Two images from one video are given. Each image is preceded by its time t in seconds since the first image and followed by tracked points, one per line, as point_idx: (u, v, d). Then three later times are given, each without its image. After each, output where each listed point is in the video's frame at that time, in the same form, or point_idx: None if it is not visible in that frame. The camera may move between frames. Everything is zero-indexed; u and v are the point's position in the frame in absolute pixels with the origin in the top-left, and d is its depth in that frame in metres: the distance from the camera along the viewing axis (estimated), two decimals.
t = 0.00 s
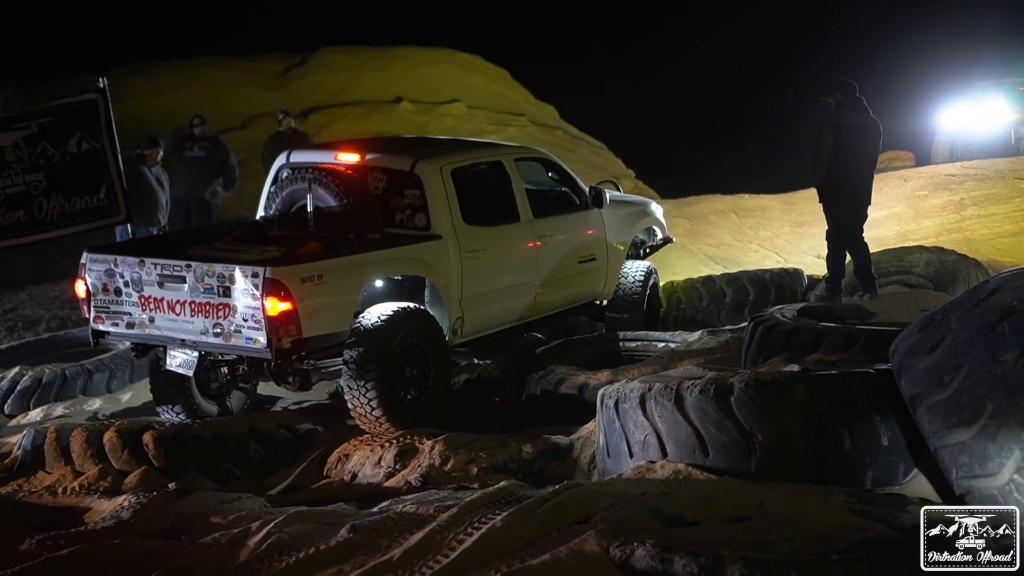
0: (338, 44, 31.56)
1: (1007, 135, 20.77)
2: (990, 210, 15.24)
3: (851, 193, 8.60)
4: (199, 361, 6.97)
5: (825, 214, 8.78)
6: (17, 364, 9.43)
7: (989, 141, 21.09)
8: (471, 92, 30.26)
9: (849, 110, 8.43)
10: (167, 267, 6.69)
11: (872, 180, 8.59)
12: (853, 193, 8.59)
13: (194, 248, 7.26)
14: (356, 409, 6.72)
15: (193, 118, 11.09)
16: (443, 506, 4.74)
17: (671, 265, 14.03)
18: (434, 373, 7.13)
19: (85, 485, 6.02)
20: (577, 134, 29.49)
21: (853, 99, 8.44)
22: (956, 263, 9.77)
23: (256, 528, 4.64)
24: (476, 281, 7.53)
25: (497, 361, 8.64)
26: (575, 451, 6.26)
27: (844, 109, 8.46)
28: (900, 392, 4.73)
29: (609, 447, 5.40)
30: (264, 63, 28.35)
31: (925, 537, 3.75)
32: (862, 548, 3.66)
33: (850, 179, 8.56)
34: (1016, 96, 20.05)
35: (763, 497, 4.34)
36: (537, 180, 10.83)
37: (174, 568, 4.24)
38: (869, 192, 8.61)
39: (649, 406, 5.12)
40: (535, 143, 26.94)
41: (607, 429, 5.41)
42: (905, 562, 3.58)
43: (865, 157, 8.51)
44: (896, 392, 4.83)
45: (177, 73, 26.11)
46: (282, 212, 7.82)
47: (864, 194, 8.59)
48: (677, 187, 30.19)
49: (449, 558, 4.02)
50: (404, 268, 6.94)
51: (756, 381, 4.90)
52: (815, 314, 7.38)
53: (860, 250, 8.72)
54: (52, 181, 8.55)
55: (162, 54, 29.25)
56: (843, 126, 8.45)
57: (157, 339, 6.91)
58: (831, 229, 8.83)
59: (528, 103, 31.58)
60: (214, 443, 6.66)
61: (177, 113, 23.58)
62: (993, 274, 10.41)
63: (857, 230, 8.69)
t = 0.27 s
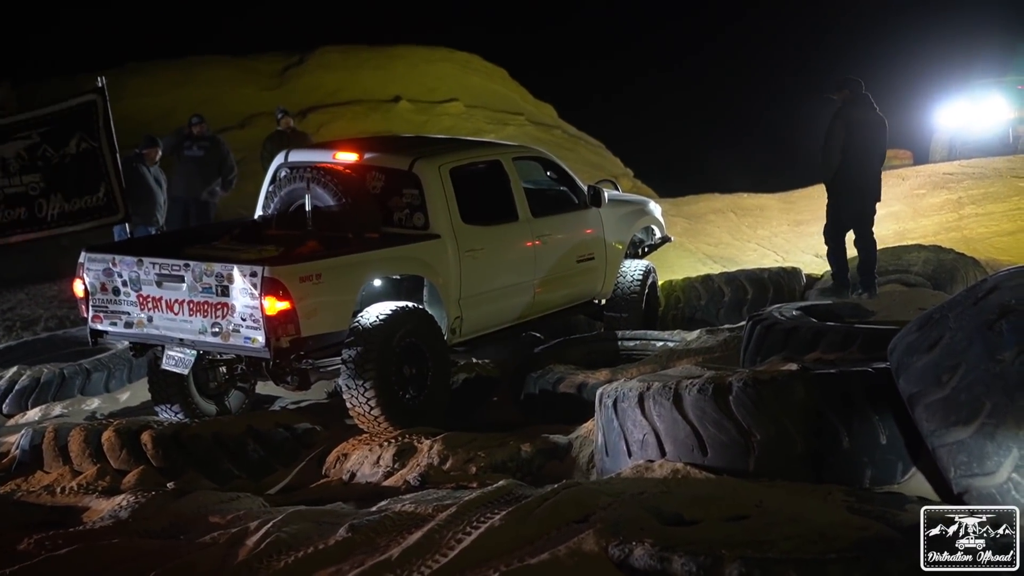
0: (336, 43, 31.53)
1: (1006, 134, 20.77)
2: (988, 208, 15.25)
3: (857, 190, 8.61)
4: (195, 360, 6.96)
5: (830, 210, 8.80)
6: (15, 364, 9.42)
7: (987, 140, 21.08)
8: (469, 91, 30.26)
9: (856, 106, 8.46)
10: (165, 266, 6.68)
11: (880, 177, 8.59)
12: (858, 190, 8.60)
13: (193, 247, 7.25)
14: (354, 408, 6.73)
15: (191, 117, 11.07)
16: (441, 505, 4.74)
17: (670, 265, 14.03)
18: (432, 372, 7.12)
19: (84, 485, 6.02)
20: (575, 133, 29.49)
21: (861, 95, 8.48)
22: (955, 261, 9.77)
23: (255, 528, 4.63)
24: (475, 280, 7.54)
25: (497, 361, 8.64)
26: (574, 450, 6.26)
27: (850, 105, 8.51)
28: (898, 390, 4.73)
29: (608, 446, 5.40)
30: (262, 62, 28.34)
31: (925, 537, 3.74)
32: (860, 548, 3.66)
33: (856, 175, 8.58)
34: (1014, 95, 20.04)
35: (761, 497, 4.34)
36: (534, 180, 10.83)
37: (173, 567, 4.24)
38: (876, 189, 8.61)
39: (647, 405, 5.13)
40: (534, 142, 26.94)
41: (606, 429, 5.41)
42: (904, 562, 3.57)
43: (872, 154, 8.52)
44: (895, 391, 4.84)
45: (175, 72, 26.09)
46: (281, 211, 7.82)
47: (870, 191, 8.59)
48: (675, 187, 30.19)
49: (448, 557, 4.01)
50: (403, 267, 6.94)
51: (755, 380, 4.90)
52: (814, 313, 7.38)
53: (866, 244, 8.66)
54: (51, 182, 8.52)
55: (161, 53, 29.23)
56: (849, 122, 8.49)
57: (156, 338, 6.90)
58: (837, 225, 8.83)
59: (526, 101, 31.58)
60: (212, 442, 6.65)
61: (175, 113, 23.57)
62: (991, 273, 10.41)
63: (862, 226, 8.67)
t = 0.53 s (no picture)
0: (334, 44, 31.53)
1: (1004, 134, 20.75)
2: (987, 209, 15.25)
3: (856, 190, 8.61)
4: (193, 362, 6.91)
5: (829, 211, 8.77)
6: (15, 366, 9.42)
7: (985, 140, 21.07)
8: (468, 93, 30.25)
9: (858, 107, 8.47)
10: (164, 268, 6.68)
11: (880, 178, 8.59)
12: (857, 191, 8.61)
13: (192, 249, 7.25)
14: (354, 410, 6.73)
15: (190, 118, 11.07)
16: (441, 506, 4.74)
17: (669, 265, 14.03)
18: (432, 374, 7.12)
19: (83, 487, 6.01)
20: (574, 135, 29.50)
21: (863, 96, 8.49)
22: (954, 262, 9.78)
23: (255, 530, 4.63)
24: (474, 281, 7.54)
25: (496, 361, 8.64)
26: (574, 450, 6.27)
27: (851, 106, 8.52)
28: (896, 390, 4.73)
29: (607, 447, 5.40)
30: (260, 64, 28.34)
31: (925, 537, 3.74)
32: (859, 548, 3.67)
33: (856, 175, 8.58)
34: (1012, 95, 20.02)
35: (761, 497, 4.34)
36: (533, 180, 10.84)
37: (173, 570, 4.23)
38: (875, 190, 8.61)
39: (646, 405, 5.13)
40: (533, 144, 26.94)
41: (606, 429, 5.41)
42: (904, 562, 3.58)
43: (873, 155, 8.52)
44: (894, 391, 4.84)
45: (173, 73, 26.10)
46: (281, 213, 7.88)
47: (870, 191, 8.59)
48: (674, 187, 30.20)
49: (448, 558, 4.02)
50: (402, 268, 6.94)
51: (754, 381, 4.90)
52: (813, 314, 7.38)
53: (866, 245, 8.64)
54: (49, 183, 8.11)
55: (159, 54, 29.24)
56: (851, 122, 8.50)
57: (155, 340, 6.90)
58: (838, 225, 8.81)
59: (525, 102, 31.58)
60: (212, 443, 6.65)
61: (173, 114, 23.57)
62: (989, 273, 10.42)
63: (862, 227, 8.67)
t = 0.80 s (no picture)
0: (335, 47, 31.54)
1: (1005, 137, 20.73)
2: (988, 211, 15.25)
3: (856, 193, 8.61)
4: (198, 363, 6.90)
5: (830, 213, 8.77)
6: (16, 368, 9.43)
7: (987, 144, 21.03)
8: (469, 95, 30.27)
9: (859, 110, 8.47)
10: (165, 270, 6.69)
11: (880, 180, 8.59)
12: (857, 193, 8.61)
13: (193, 251, 7.25)
14: (354, 412, 6.72)
15: (192, 120, 11.08)
16: (442, 508, 4.74)
17: (669, 268, 14.03)
18: (433, 375, 7.11)
19: (84, 489, 6.01)
20: (575, 137, 29.51)
21: (864, 98, 8.48)
22: (955, 264, 9.78)
23: (256, 531, 4.63)
24: (475, 283, 7.54)
25: (497, 363, 8.64)
26: (575, 453, 6.27)
27: (852, 108, 8.52)
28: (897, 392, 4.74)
29: (608, 449, 5.40)
30: (261, 66, 28.35)
31: (925, 537, 3.75)
32: (860, 550, 3.67)
33: (856, 178, 8.58)
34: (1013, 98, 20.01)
35: (763, 499, 4.34)
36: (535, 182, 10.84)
37: (175, 572, 4.24)
38: (876, 192, 8.61)
39: (647, 407, 5.13)
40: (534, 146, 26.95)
41: (606, 432, 5.41)
42: (905, 563, 3.59)
43: (874, 157, 8.52)
44: (895, 393, 4.84)
45: (174, 76, 26.11)
46: (282, 215, 7.86)
47: (870, 194, 8.60)
48: (675, 189, 30.20)
49: (449, 560, 4.02)
50: (403, 270, 6.94)
51: (755, 384, 4.90)
52: (815, 316, 7.38)
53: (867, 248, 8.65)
54: (59, 181, 8.10)
55: (160, 56, 29.27)
56: (852, 125, 8.50)
57: (156, 342, 6.90)
58: (839, 228, 8.81)
59: (526, 105, 31.60)
60: (213, 445, 6.65)
61: (175, 116, 23.58)
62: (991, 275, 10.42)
63: (863, 229, 8.67)
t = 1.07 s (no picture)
0: (336, 48, 31.56)
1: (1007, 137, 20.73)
2: (990, 212, 15.24)
3: (857, 194, 8.61)
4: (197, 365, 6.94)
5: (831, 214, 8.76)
6: (18, 369, 9.43)
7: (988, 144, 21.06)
8: (471, 95, 30.27)
9: (861, 110, 8.46)
10: (167, 271, 6.70)
11: (881, 181, 8.59)
12: (858, 194, 8.60)
13: (195, 252, 7.25)
14: (356, 412, 6.72)
15: (193, 121, 11.09)
16: (444, 509, 4.74)
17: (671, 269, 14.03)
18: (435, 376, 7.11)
19: (86, 490, 6.01)
20: (576, 138, 29.51)
21: (865, 99, 8.47)
22: (957, 265, 9.77)
23: (257, 532, 4.64)
24: (476, 284, 7.54)
25: (499, 365, 8.63)
26: (576, 455, 6.26)
27: (853, 108, 8.51)
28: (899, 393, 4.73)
29: (609, 450, 5.39)
30: (262, 67, 28.37)
31: (925, 537, 3.75)
32: (862, 550, 3.67)
33: (857, 178, 8.57)
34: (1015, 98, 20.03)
35: (765, 500, 4.34)
36: (536, 184, 10.83)
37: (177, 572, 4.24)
38: (877, 193, 8.61)
39: (648, 408, 5.13)
40: (535, 147, 26.95)
41: (608, 433, 5.41)
42: (905, 563, 3.59)
43: (874, 158, 8.52)
44: (897, 393, 4.84)
45: (176, 77, 26.13)
46: (283, 217, 7.85)
47: (871, 194, 8.59)
48: (677, 190, 30.19)
49: (451, 561, 4.02)
50: (404, 271, 6.94)
51: (756, 385, 4.90)
52: (816, 316, 7.38)
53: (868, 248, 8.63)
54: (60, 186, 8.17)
55: (162, 58, 29.30)
56: (853, 125, 8.50)
57: (158, 343, 6.91)
58: (840, 228, 8.80)
59: (527, 106, 31.61)
60: (214, 446, 6.65)
61: (177, 118, 23.60)
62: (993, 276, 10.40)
63: (864, 230, 8.66)
